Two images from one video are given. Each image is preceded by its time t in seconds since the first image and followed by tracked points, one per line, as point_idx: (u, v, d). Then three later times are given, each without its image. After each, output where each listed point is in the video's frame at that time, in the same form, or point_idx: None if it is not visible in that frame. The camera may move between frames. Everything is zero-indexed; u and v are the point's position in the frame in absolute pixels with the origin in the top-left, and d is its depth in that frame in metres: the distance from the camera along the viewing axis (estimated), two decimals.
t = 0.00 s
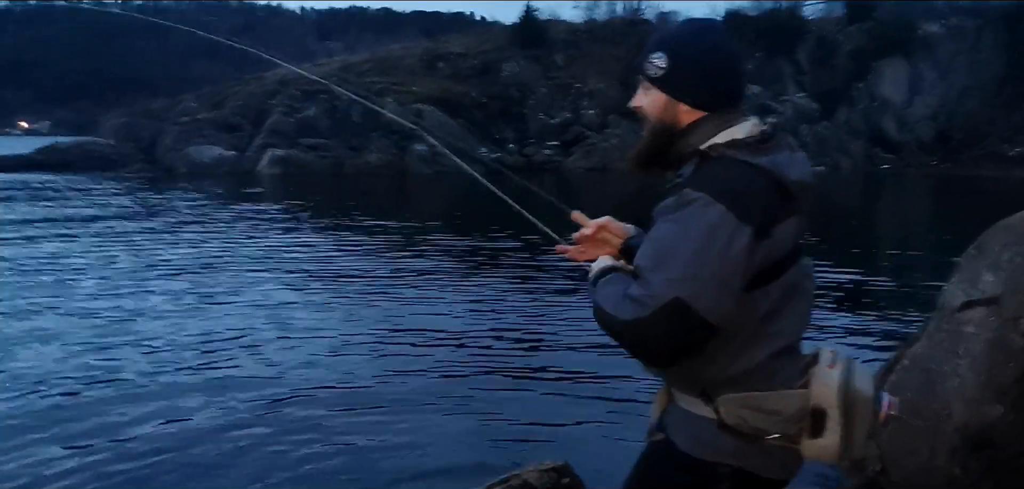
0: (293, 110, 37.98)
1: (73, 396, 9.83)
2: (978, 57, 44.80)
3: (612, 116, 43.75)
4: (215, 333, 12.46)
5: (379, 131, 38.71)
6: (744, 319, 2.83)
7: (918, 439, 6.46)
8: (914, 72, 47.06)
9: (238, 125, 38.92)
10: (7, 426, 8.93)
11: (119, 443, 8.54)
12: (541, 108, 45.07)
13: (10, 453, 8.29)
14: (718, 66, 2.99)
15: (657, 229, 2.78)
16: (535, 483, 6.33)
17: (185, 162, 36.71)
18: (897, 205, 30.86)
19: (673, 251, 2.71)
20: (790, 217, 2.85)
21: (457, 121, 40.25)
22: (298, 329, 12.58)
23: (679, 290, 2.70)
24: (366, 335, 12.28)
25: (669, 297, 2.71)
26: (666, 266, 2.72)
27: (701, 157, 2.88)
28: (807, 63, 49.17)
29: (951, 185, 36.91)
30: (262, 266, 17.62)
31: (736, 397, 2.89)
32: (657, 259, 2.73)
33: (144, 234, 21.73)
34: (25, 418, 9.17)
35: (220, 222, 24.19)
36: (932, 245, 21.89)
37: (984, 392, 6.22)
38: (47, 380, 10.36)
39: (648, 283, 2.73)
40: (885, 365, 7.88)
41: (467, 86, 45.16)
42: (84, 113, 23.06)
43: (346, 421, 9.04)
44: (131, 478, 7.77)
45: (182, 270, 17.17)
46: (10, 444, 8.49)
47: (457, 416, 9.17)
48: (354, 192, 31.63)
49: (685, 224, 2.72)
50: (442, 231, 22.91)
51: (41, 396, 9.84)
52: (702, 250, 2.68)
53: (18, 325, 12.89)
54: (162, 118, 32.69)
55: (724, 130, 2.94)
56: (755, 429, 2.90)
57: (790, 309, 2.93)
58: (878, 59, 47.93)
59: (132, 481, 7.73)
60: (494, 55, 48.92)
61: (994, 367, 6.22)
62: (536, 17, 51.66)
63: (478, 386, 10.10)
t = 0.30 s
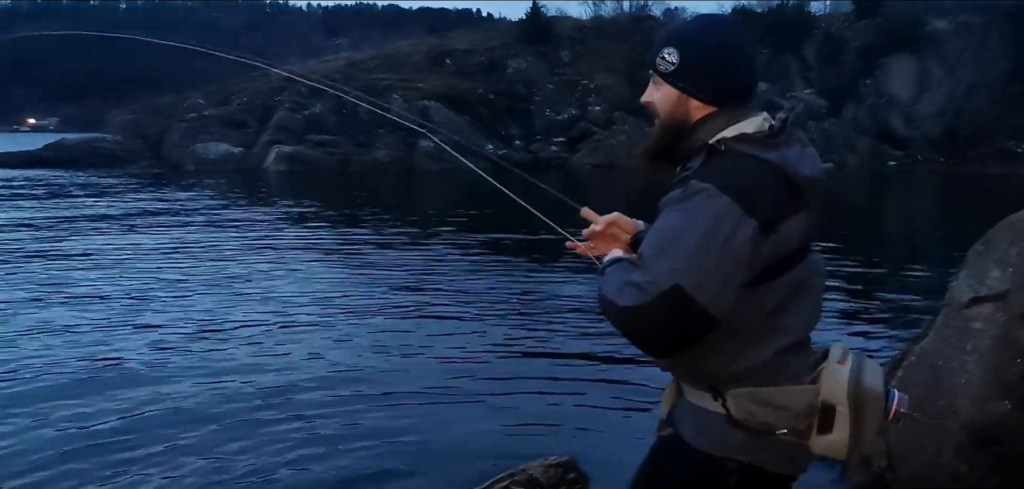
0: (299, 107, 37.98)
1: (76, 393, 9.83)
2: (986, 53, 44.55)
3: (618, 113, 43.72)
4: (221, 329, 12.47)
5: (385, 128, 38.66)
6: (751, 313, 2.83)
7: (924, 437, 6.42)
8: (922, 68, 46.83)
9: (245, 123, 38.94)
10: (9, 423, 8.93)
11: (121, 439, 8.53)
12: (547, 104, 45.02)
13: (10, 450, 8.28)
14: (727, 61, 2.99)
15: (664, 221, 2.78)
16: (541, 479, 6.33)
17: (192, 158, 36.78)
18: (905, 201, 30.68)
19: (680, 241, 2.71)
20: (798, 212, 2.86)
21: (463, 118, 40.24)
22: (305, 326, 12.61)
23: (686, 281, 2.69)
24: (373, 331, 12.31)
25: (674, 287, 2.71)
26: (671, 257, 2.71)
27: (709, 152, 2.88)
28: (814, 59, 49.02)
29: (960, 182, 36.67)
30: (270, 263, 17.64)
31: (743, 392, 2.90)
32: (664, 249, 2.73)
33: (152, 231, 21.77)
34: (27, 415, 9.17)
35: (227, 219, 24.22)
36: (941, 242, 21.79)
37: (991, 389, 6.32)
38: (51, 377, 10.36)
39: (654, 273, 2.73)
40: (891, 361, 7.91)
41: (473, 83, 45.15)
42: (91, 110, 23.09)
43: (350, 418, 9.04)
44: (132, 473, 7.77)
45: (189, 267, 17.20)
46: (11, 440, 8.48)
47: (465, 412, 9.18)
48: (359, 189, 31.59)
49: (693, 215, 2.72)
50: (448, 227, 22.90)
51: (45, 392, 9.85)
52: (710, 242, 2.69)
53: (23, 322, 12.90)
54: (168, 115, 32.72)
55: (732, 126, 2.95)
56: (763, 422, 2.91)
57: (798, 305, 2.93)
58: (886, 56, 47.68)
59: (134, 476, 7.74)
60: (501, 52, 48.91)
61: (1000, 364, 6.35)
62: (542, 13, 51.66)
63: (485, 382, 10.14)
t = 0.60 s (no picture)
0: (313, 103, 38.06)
1: (88, 386, 9.88)
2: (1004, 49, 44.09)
3: (632, 110, 43.55)
4: (234, 325, 12.51)
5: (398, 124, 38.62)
6: (762, 309, 2.83)
7: (938, 436, 6.44)
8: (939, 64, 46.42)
9: (259, 118, 39.04)
10: (20, 417, 8.97)
11: (133, 432, 8.57)
12: (560, 101, 44.88)
13: (22, 443, 8.32)
14: (741, 54, 2.98)
15: (676, 213, 2.77)
16: (553, 475, 6.33)
17: (206, 154, 36.93)
18: (922, 199, 30.39)
19: (691, 236, 2.70)
20: (812, 207, 2.85)
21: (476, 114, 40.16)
22: (318, 321, 12.65)
23: (696, 274, 2.69)
24: (385, 326, 12.34)
25: (684, 281, 2.69)
26: (682, 249, 2.71)
27: (722, 147, 2.88)
28: (830, 55, 48.75)
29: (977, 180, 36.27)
30: (283, 258, 17.70)
31: (755, 387, 2.89)
32: (674, 242, 2.72)
33: (166, 226, 21.89)
34: (40, 408, 9.22)
35: (241, 214, 24.30)
36: (957, 240, 21.56)
37: (1006, 387, 6.27)
38: (64, 371, 10.41)
39: (665, 266, 2.72)
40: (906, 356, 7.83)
41: (486, 79, 45.07)
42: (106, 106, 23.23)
43: (363, 412, 9.05)
44: (143, 466, 7.81)
45: (204, 262, 17.27)
46: (24, 434, 8.54)
47: (477, 407, 9.21)
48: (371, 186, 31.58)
49: (704, 208, 2.71)
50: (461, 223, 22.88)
51: (58, 386, 9.90)
52: (721, 235, 2.68)
53: (38, 316, 12.99)
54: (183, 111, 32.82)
55: (745, 122, 2.94)
56: (775, 418, 2.90)
57: (812, 302, 2.92)
58: (902, 52, 47.30)
59: (146, 470, 7.78)
60: (514, 49, 48.85)
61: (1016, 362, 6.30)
62: (556, 10, 51.64)
63: (498, 377, 10.16)
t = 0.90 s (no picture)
0: (325, 101, 38.25)
1: (100, 382, 9.93)
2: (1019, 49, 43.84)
3: (643, 110, 43.56)
4: (245, 322, 12.57)
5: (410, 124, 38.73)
6: (774, 307, 2.84)
7: (950, 436, 6.41)
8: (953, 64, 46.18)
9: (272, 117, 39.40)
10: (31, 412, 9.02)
11: (144, 428, 8.63)
12: (572, 100, 44.95)
13: (35, 437, 8.37)
14: (754, 54, 2.98)
15: (691, 211, 2.76)
16: (563, 475, 6.33)
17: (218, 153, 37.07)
18: (936, 199, 30.22)
19: (705, 232, 2.69)
20: (825, 206, 2.85)
21: (488, 113, 40.18)
22: (328, 320, 12.67)
23: (710, 271, 2.67)
24: (393, 324, 12.36)
25: (698, 278, 2.68)
26: (697, 246, 2.69)
27: (735, 145, 2.87)
28: (843, 55, 48.56)
29: (991, 181, 36.05)
30: (294, 257, 17.76)
31: (770, 385, 2.88)
32: (686, 239, 2.72)
33: (179, 224, 22.00)
34: (50, 404, 9.26)
35: (252, 213, 24.40)
36: (971, 241, 21.44)
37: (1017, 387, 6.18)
38: (76, 366, 10.47)
39: (679, 264, 2.71)
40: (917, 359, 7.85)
41: (498, 79, 45.07)
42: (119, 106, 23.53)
43: (373, 410, 9.07)
44: (155, 463, 7.85)
45: (213, 261, 17.30)
46: (37, 428, 8.59)
47: (488, 405, 9.22)
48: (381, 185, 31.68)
49: (717, 206, 2.70)
50: (473, 222, 22.90)
51: (70, 381, 9.97)
52: (734, 232, 2.67)
53: (50, 313, 13.06)
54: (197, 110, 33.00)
55: (759, 120, 2.93)
56: (791, 417, 2.88)
57: (825, 299, 2.92)
58: (916, 52, 47.06)
59: (157, 466, 7.82)
60: (525, 48, 48.89)
61: None
62: (568, 9, 51.66)
63: (508, 376, 10.17)
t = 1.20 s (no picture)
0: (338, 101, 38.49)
1: (111, 380, 9.97)
2: None
3: (656, 111, 43.54)
4: (257, 321, 12.62)
5: (423, 125, 38.83)
6: (788, 308, 2.83)
7: (965, 439, 6.37)
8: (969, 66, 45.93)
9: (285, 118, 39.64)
10: (45, 409, 9.07)
11: (155, 425, 8.66)
12: (585, 102, 44.97)
13: (48, 435, 8.42)
14: (763, 53, 2.97)
15: (703, 214, 2.75)
16: (575, 476, 6.32)
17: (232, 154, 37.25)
18: (951, 201, 30.03)
19: (718, 235, 2.69)
20: (836, 205, 2.84)
21: (501, 114, 40.23)
22: (339, 320, 12.72)
23: (724, 274, 2.67)
24: (404, 324, 12.39)
25: (712, 282, 2.68)
26: (710, 249, 2.69)
27: (745, 146, 2.87)
28: (857, 56, 48.41)
29: (1007, 183, 35.80)
30: (306, 257, 17.84)
31: (785, 387, 2.87)
32: (700, 242, 2.71)
33: (193, 224, 22.13)
34: (63, 402, 9.31)
35: (265, 213, 24.51)
36: (986, 244, 21.33)
37: None
38: (89, 364, 10.54)
39: (692, 267, 2.71)
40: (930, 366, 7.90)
41: (511, 80, 45.11)
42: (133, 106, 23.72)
43: (383, 409, 9.10)
44: (167, 460, 7.88)
45: (225, 261, 17.37)
46: (49, 426, 8.64)
47: (498, 405, 9.24)
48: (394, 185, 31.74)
49: (731, 209, 2.70)
50: (485, 223, 22.94)
51: (84, 379, 10.03)
52: (749, 233, 2.67)
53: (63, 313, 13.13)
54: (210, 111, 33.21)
55: (768, 121, 2.93)
56: (806, 419, 2.88)
57: (838, 300, 2.91)
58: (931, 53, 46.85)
59: (170, 463, 7.85)
60: (539, 50, 48.96)
61: None
62: (581, 11, 51.71)
63: (517, 376, 10.20)
